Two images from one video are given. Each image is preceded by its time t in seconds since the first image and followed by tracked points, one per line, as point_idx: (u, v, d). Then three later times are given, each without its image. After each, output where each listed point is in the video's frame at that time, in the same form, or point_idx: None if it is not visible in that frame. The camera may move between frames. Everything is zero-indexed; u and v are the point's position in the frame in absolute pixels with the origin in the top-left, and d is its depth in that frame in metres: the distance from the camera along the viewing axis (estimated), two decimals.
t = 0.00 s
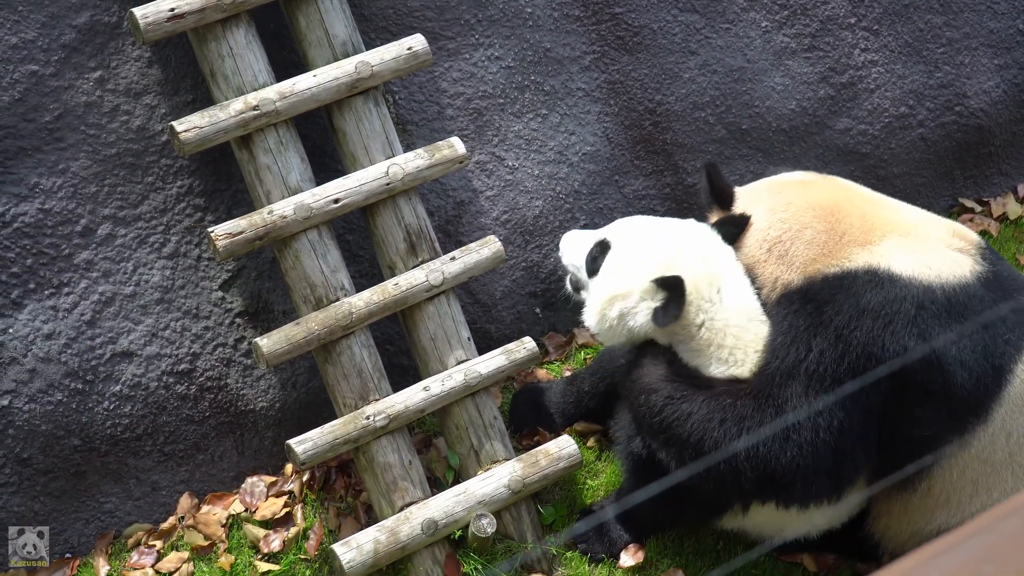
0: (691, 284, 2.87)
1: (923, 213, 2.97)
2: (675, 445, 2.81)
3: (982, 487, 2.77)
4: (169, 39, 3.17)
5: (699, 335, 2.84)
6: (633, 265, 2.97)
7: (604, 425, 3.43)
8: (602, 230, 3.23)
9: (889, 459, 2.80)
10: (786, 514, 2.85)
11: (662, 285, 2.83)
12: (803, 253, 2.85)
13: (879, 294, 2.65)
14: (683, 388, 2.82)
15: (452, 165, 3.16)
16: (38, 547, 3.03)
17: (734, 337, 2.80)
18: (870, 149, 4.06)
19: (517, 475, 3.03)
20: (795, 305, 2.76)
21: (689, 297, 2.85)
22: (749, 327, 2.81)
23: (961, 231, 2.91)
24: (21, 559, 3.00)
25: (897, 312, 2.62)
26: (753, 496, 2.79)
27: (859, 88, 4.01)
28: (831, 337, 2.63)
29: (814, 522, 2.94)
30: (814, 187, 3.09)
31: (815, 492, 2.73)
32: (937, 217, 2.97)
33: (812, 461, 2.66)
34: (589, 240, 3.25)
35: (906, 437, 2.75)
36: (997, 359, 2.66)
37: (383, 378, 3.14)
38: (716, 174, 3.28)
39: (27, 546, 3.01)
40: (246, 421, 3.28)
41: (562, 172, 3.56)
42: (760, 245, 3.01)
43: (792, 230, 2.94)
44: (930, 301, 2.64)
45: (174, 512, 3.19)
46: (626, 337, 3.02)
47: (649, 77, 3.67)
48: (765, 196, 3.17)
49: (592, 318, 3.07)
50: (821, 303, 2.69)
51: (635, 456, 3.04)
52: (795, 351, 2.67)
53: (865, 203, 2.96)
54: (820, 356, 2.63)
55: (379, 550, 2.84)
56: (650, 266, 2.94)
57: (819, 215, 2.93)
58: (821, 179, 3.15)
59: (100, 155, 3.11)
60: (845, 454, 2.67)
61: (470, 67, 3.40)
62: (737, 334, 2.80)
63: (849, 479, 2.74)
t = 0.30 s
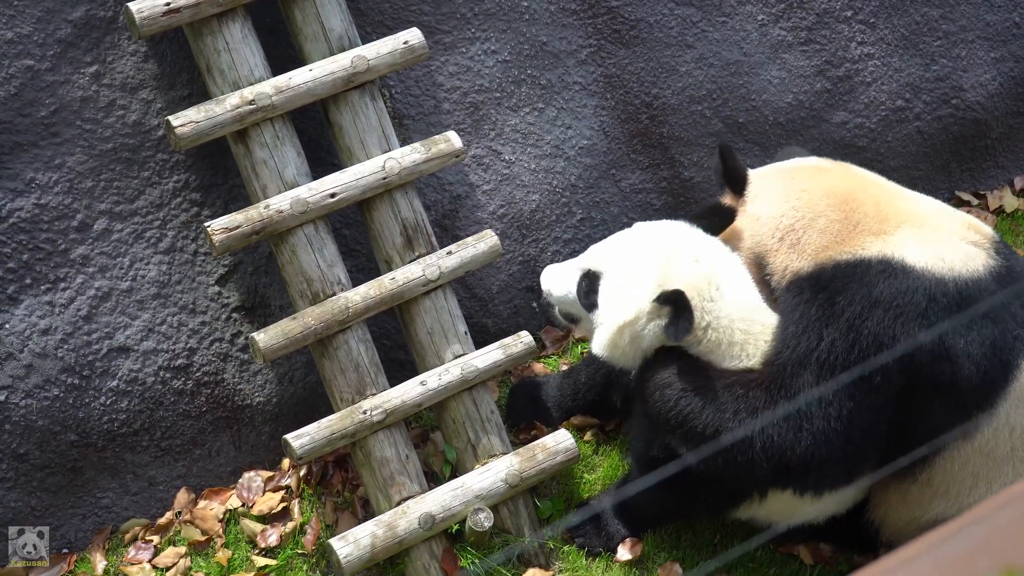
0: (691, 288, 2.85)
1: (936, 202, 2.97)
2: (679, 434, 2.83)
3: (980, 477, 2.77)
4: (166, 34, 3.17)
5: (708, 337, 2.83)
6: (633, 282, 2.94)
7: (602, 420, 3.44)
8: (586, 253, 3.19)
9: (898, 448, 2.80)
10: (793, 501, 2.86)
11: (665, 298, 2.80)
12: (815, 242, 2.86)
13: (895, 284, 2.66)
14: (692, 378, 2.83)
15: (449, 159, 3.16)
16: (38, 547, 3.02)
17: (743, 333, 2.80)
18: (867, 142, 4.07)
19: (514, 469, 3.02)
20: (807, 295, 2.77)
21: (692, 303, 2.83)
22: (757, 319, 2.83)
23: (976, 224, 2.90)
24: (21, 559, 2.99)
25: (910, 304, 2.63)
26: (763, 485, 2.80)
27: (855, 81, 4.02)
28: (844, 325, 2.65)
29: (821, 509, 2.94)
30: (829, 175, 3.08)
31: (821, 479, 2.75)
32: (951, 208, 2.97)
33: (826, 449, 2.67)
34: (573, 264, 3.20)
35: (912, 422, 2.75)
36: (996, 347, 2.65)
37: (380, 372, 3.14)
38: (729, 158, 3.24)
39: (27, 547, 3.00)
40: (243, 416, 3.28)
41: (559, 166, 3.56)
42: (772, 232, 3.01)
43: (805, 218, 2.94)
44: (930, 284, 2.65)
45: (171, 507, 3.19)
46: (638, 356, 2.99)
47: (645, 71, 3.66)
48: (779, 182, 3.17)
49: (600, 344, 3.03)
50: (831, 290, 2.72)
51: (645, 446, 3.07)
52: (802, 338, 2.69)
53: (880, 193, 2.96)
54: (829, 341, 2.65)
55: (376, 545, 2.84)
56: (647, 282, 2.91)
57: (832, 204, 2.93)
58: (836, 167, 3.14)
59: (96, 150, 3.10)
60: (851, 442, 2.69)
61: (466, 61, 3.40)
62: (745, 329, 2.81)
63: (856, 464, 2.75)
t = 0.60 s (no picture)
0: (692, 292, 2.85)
1: (924, 182, 2.99)
2: (685, 424, 2.86)
3: (965, 463, 2.76)
4: (160, 27, 3.16)
5: (713, 338, 2.83)
6: (634, 290, 2.95)
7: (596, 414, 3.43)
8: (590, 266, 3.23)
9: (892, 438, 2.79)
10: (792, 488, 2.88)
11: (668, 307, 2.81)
12: (803, 217, 2.89)
13: (877, 256, 2.68)
14: (698, 380, 2.86)
15: (444, 152, 3.15)
16: (38, 547, 3.02)
17: (747, 332, 2.81)
18: (862, 134, 4.07)
19: (511, 462, 3.02)
20: (796, 271, 2.81)
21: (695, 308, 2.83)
22: (760, 311, 2.83)
23: (964, 201, 2.93)
24: (21, 559, 2.99)
25: (895, 273, 2.65)
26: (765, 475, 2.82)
27: (851, 74, 4.02)
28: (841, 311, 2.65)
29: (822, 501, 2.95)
30: (817, 155, 3.12)
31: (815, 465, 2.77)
32: (939, 186, 3.00)
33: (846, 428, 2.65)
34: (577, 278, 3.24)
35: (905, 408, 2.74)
36: (992, 334, 2.65)
37: (376, 366, 3.14)
38: (712, 155, 3.29)
39: (27, 546, 3.01)
40: (239, 410, 3.27)
41: (555, 159, 3.56)
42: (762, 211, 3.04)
43: (794, 195, 2.97)
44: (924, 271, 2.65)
45: (167, 501, 3.20)
46: (649, 361, 3.00)
47: (641, 63, 3.66)
48: (768, 164, 3.21)
49: (608, 353, 3.05)
50: (816, 261, 2.76)
51: (652, 437, 3.08)
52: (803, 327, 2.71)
53: (867, 171, 2.99)
54: (828, 331, 2.66)
55: (372, 538, 2.84)
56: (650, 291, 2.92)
57: (820, 180, 2.96)
58: (824, 149, 3.18)
59: (91, 143, 3.09)
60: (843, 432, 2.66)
61: (461, 53, 3.39)
62: (748, 327, 2.81)
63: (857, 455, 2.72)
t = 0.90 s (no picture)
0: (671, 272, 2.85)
1: (890, 155, 3.07)
2: (679, 416, 2.87)
3: (959, 441, 2.77)
4: (154, 21, 3.15)
5: (697, 315, 2.84)
6: (613, 280, 2.90)
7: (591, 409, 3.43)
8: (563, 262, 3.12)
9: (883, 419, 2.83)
10: (785, 473, 2.90)
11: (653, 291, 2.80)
12: (782, 192, 2.90)
13: (854, 224, 2.74)
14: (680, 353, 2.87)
15: (439, 146, 3.15)
16: (38, 547, 3.01)
17: (729, 305, 2.83)
18: (857, 128, 4.07)
19: (506, 457, 3.02)
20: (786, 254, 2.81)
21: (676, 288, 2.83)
22: (738, 283, 2.85)
23: (936, 176, 3.01)
24: (21, 558, 2.97)
25: (871, 241, 2.71)
26: (766, 453, 2.84)
27: (846, 67, 4.02)
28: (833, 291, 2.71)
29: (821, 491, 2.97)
30: (792, 136, 3.16)
31: (803, 446, 2.79)
32: (910, 163, 3.07)
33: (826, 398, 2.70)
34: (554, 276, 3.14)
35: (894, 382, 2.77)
36: (976, 310, 2.69)
37: (371, 361, 3.13)
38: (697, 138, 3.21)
39: (27, 546, 3.00)
40: (234, 406, 3.27)
41: (549, 153, 3.57)
42: (738, 186, 3.04)
43: (772, 172, 2.99)
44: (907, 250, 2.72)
45: (162, 496, 3.19)
46: (632, 348, 2.98)
47: (635, 57, 3.66)
48: (745, 146, 3.23)
49: (594, 346, 3.01)
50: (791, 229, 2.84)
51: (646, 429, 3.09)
52: (800, 319, 2.73)
53: (843, 148, 3.04)
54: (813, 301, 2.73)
55: (368, 534, 2.83)
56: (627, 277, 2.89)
57: (798, 157, 2.99)
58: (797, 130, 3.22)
59: (85, 139, 3.09)
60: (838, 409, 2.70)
61: (456, 48, 3.39)
62: (728, 300, 2.83)
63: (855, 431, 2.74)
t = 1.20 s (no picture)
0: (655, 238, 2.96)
1: (871, 137, 3.18)
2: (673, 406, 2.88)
3: (945, 419, 2.78)
4: (148, 17, 3.15)
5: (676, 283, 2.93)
6: (600, 243, 3.04)
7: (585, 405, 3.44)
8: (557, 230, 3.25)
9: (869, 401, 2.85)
10: (768, 453, 2.92)
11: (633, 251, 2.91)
12: (762, 177, 3.05)
13: (832, 194, 2.83)
14: (662, 322, 2.90)
15: (433, 141, 3.15)
16: (38, 547, 3.01)
17: (707, 274, 2.90)
18: (851, 122, 4.08)
19: (501, 452, 3.01)
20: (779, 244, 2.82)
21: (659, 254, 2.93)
22: (721, 255, 2.93)
23: (916, 155, 3.11)
24: (22, 559, 2.96)
25: (850, 209, 2.79)
26: (752, 436, 2.87)
27: (840, 61, 4.02)
28: (817, 269, 2.76)
29: (804, 482, 3.00)
30: (775, 128, 3.30)
31: (785, 427, 2.83)
32: (891, 145, 3.18)
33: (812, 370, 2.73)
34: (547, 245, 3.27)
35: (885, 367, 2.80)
36: (957, 280, 2.73)
37: (365, 356, 3.13)
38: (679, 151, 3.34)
39: (27, 546, 3.00)
40: (228, 401, 3.27)
41: (543, 148, 3.57)
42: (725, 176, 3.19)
43: (753, 160, 3.14)
44: (889, 230, 2.76)
45: (157, 492, 3.19)
46: (614, 318, 3.06)
47: (629, 51, 3.67)
48: (732, 143, 3.38)
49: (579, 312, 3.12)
50: (776, 207, 2.91)
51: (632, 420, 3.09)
52: (787, 311, 2.75)
53: (822, 134, 3.17)
54: (795, 274, 2.78)
55: (363, 529, 2.83)
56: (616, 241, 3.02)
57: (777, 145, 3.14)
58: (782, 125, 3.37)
59: (79, 134, 3.09)
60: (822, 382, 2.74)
61: (450, 42, 3.39)
62: (708, 270, 2.91)
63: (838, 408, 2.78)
